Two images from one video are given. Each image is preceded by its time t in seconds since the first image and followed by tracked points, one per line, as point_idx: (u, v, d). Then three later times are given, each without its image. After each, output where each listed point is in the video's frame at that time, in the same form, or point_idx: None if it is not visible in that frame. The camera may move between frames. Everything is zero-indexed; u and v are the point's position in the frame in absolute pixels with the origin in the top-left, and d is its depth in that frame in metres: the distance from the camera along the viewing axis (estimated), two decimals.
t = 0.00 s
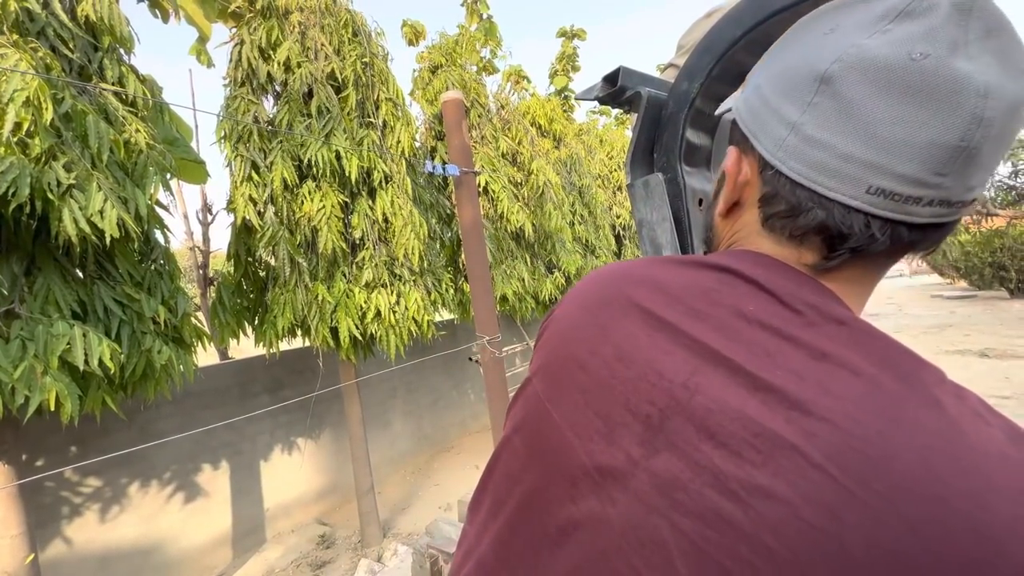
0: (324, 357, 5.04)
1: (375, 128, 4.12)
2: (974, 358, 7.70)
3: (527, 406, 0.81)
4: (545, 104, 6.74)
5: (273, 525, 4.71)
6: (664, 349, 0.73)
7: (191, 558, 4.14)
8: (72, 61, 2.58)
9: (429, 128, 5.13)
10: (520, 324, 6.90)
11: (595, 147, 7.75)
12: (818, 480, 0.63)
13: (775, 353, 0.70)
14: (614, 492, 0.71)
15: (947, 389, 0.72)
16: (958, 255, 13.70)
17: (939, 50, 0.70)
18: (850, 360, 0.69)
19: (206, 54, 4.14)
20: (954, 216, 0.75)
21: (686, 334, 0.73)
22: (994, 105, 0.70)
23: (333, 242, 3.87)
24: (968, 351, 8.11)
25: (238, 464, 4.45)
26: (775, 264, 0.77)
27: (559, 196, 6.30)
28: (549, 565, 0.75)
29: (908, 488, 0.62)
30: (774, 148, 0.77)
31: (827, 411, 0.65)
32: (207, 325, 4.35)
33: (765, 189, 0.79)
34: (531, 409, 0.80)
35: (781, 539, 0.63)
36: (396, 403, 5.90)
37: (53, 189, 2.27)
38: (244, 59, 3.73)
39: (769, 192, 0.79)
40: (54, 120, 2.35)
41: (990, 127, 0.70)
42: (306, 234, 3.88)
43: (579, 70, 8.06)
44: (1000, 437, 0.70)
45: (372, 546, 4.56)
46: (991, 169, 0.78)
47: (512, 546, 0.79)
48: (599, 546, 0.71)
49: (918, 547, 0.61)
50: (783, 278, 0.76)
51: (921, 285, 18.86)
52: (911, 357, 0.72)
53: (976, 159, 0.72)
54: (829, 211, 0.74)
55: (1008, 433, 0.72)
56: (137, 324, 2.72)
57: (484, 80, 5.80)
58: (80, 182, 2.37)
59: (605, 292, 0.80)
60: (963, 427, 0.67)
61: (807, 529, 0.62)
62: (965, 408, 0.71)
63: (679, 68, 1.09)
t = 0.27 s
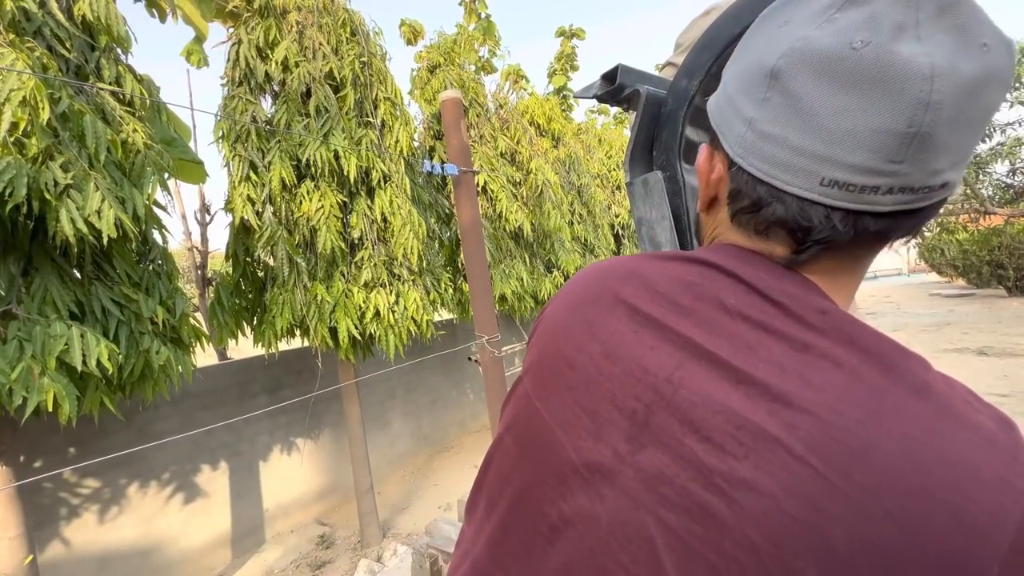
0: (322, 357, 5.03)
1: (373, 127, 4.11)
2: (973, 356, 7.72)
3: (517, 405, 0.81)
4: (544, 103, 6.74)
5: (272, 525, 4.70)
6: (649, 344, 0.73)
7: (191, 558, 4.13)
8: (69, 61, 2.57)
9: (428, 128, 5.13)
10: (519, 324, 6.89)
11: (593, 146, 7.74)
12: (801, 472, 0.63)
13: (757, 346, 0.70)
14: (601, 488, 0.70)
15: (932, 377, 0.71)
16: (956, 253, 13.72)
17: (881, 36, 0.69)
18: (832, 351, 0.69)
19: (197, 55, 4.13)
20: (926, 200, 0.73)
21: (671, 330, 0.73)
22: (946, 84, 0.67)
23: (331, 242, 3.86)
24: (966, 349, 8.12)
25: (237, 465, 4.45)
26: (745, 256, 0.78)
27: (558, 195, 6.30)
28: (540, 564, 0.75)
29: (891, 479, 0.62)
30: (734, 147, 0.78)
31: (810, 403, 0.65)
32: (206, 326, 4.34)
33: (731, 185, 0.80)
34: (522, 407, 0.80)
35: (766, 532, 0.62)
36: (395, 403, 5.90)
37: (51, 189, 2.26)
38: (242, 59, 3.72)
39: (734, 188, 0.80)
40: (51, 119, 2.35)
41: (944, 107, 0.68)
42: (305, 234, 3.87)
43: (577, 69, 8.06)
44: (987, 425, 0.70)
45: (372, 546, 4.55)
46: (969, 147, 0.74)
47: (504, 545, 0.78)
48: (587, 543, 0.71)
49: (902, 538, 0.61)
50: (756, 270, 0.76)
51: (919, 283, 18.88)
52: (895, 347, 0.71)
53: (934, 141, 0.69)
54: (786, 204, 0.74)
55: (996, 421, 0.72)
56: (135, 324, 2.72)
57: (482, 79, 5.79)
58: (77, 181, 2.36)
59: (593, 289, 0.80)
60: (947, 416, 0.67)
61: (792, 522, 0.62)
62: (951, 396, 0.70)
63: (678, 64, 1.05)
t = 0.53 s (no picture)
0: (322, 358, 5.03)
1: (372, 127, 4.11)
2: (973, 353, 7.72)
3: (509, 406, 0.81)
4: (543, 102, 6.74)
5: (273, 526, 4.70)
6: (635, 342, 0.73)
7: (192, 559, 4.13)
8: (67, 61, 2.56)
9: (427, 128, 5.13)
10: (519, 324, 6.90)
11: (592, 146, 7.74)
12: (786, 468, 0.62)
13: (741, 340, 0.70)
14: (592, 487, 0.71)
15: (919, 368, 0.70)
16: (955, 251, 13.73)
17: (845, 21, 0.69)
18: (816, 344, 0.68)
19: (198, 54, 4.12)
20: (908, 183, 0.71)
21: (658, 327, 0.73)
22: (914, 63, 0.67)
23: (331, 242, 3.86)
24: (966, 347, 8.12)
25: (237, 465, 4.45)
26: (728, 250, 0.78)
27: (558, 194, 6.30)
28: (534, 564, 0.74)
29: (877, 475, 0.61)
30: (710, 140, 0.78)
31: (793, 397, 0.65)
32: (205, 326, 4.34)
33: (711, 178, 0.79)
34: (512, 409, 0.80)
35: (753, 530, 0.62)
36: (395, 403, 5.90)
37: (50, 190, 2.26)
38: (240, 59, 3.72)
39: (713, 181, 0.79)
40: (49, 120, 2.35)
41: (914, 86, 0.68)
42: (304, 234, 3.87)
43: (577, 68, 8.06)
44: (977, 414, 0.69)
45: (373, 546, 4.55)
46: (948, 125, 0.72)
47: (498, 546, 0.78)
48: (579, 542, 0.71)
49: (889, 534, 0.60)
50: (738, 264, 0.76)
51: (919, 281, 18.88)
52: (882, 339, 0.71)
53: (908, 120, 0.68)
54: (764, 194, 0.74)
55: (985, 411, 0.71)
56: (135, 324, 2.71)
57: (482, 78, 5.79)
58: (76, 182, 2.35)
59: (581, 288, 0.80)
60: (933, 406, 0.66)
61: (781, 520, 0.62)
62: (938, 386, 0.70)
63: (680, 64, 1.03)
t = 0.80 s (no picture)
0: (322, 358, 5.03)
1: (371, 128, 4.10)
2: (973, 352, 7.71)
3: (497, 409, 0.87)
4: (542, 102, 6.73)
5: (273, 527, 4.69)
6: (609, 343, 0.77)
7: (193, 560, 4.13)
8: (66, 63, 2.56)
9: (427, 128, 5.13)
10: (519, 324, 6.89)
11: (592, 145, 7.74)
12: (745, 466, 0.65)
13: (708, 339, 0.72)
14: (568, 487, 0.75)
15: (884, 363, 0.70)
16: (955, 250, 13.72)
17: (790, 19, 0.71)
18: (780, 341, 0.69)
19: (200, 54, 4.12)
20: (868, 175, 0.71)
21: (630, 327, 0.77)
22: (858, 56, 0.68)
23: (330, 242, 3.86)
24: (966, 346, 8.11)
25: (238, 466, 4.44)
26: (698, 248, 0.79)
27: (557, 194, 6.30)
28: (521, 558, 0.80)
29: (831, 480, 0.63)
30: (676, 140, 0.80)
31: (753, 394, 0.67)
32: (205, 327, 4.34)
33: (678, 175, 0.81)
34: (499, 412, 0.86)
35: (712, 534, 0.65)
36: (395, 404, 5.89)
37: (48, 192, 2.25)
38: (239, 60, 3.73)
39: (681, 179, 0.81)
40: (47, 121, 2.35)
41: (860, 79, 0.68)
42: (304, 235, 3.86)
43: (575, 68, 8.06)
44: (943, 409, 0.67)
45: (374, 546, 4.55)
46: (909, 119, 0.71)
47: (487, 547, 0.84)
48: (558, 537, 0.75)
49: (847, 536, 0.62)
50: (707, 261, 0.77)
51: (919, 280, 18.88)
52: (850, 332, 0.71)
53: (857, 113, 0.69)
54: (724, 191, 0.76)
55: (953, 404, 0.69)
56: (135, 326, 2.71)
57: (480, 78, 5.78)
58: (76, 184, 2.35)
59: (562, 295, 0.85)
60: (895, 402, 0.66)
61: (740, 525, 0.64)
62: (902, 381, 0.68)
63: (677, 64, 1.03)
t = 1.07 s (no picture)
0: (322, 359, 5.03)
1: (371, 128, 4.10)
2: (974, 352, 7.71)
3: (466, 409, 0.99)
4: (542, 103, 6.73)
5: (273, 528, 4.69)
6: (540, 348, 0.85)
7: (192, 561, 4.13)
8: (66, 64, 2.57)
9: (427, 129, 5.14)
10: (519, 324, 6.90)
11: (592, 146, 7.74)
12: (622, 459, 0.69)
13: (615, 342, 0.77)
14: (503, 480, 0.85)
15: (770, 368, 0.68)
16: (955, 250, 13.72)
17: (661, 43, 0.77)
18: (671, 344, 0.73)
19: (200, 57, 4.13)
20: (749, 183, 0.71)
21: (559, 332, 0.84)
22: (713, 72, 0.71)
23: (330, 243, 3.86)
24: (965, 346, 8.11)
25: (237, 467, 4.44)
26: (622, 257, 0.85)
27: (557, 195, 6.31)
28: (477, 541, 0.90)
29: (690, 491, 0.64)
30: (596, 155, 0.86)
31: (636, 394, 0.71)
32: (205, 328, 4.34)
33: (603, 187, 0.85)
34: (465, 411, 0.97)
35: (585, 545, 0.70)
36: (395, 404, 5.89)
37: (48, 193, 2.26)
38: (239, 61, 3.73)
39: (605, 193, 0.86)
40: (47, 123, 2.35)
41: (715, 94, 0.71)
42: (303, 236, 3.87)
43: (575, 69, 8.07)
44: (821, 412, 0.65)
45: (373, 547, 4.54)
46: (785, 123, 0.71)
47: (458, 531, 0.96)
48: (495, 523, 0.85)
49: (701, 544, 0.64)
50: (628, 270, 0.83)
51: (919, 280, 18.88)
52: (743, 332, 0.72)
53: (718, 122, 0.70)
54: (627, 203, 0.80)
55: (847, 403, 0.66)
56: (134, 327, 2.71)
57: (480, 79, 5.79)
58: (75, 185, 2.35)
59: (513, 308, 0.93)
60: (769, 403, 0.65)
61: (615, 534, 0.68)
62: (783, 385, 0.67)
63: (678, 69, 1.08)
